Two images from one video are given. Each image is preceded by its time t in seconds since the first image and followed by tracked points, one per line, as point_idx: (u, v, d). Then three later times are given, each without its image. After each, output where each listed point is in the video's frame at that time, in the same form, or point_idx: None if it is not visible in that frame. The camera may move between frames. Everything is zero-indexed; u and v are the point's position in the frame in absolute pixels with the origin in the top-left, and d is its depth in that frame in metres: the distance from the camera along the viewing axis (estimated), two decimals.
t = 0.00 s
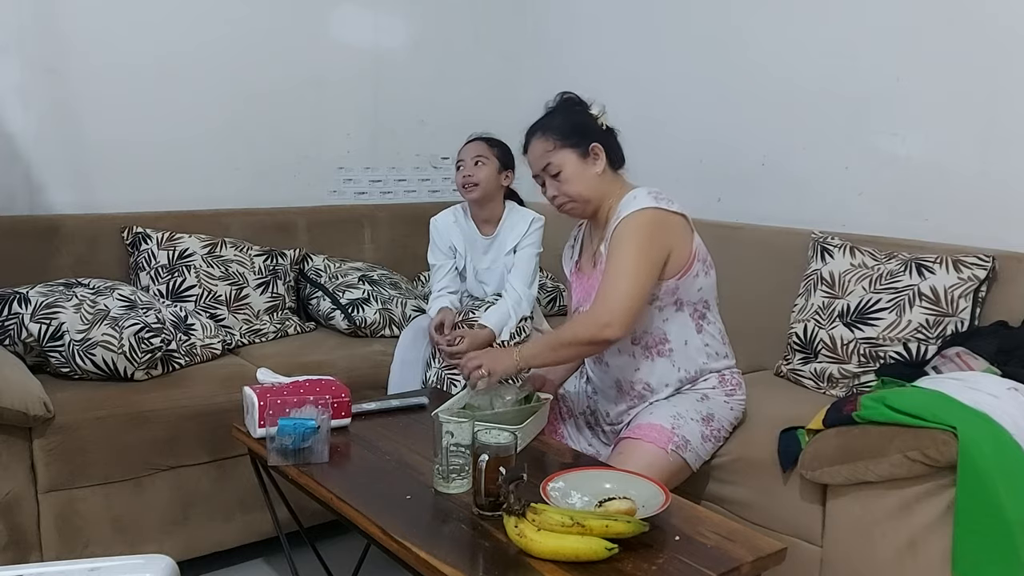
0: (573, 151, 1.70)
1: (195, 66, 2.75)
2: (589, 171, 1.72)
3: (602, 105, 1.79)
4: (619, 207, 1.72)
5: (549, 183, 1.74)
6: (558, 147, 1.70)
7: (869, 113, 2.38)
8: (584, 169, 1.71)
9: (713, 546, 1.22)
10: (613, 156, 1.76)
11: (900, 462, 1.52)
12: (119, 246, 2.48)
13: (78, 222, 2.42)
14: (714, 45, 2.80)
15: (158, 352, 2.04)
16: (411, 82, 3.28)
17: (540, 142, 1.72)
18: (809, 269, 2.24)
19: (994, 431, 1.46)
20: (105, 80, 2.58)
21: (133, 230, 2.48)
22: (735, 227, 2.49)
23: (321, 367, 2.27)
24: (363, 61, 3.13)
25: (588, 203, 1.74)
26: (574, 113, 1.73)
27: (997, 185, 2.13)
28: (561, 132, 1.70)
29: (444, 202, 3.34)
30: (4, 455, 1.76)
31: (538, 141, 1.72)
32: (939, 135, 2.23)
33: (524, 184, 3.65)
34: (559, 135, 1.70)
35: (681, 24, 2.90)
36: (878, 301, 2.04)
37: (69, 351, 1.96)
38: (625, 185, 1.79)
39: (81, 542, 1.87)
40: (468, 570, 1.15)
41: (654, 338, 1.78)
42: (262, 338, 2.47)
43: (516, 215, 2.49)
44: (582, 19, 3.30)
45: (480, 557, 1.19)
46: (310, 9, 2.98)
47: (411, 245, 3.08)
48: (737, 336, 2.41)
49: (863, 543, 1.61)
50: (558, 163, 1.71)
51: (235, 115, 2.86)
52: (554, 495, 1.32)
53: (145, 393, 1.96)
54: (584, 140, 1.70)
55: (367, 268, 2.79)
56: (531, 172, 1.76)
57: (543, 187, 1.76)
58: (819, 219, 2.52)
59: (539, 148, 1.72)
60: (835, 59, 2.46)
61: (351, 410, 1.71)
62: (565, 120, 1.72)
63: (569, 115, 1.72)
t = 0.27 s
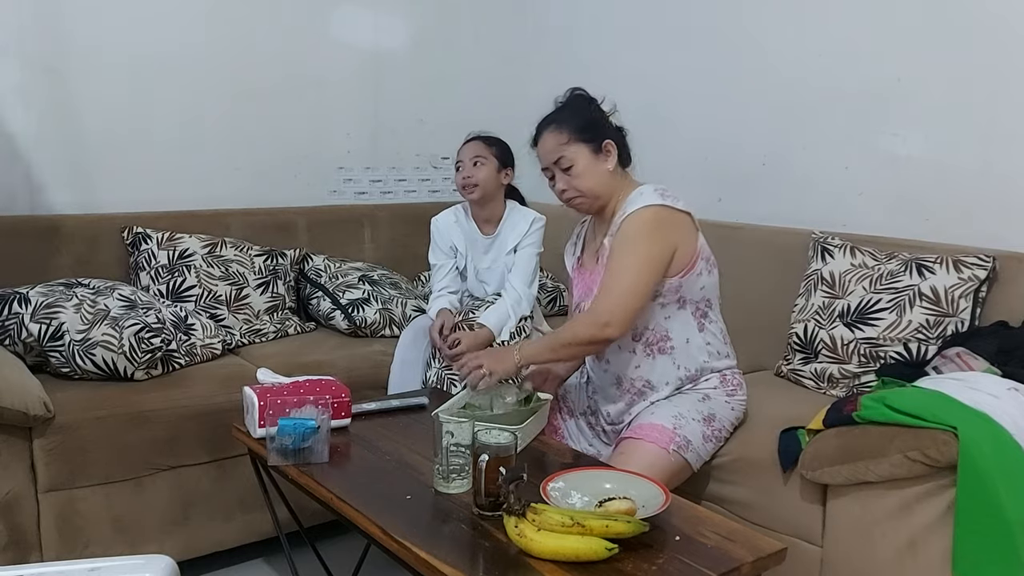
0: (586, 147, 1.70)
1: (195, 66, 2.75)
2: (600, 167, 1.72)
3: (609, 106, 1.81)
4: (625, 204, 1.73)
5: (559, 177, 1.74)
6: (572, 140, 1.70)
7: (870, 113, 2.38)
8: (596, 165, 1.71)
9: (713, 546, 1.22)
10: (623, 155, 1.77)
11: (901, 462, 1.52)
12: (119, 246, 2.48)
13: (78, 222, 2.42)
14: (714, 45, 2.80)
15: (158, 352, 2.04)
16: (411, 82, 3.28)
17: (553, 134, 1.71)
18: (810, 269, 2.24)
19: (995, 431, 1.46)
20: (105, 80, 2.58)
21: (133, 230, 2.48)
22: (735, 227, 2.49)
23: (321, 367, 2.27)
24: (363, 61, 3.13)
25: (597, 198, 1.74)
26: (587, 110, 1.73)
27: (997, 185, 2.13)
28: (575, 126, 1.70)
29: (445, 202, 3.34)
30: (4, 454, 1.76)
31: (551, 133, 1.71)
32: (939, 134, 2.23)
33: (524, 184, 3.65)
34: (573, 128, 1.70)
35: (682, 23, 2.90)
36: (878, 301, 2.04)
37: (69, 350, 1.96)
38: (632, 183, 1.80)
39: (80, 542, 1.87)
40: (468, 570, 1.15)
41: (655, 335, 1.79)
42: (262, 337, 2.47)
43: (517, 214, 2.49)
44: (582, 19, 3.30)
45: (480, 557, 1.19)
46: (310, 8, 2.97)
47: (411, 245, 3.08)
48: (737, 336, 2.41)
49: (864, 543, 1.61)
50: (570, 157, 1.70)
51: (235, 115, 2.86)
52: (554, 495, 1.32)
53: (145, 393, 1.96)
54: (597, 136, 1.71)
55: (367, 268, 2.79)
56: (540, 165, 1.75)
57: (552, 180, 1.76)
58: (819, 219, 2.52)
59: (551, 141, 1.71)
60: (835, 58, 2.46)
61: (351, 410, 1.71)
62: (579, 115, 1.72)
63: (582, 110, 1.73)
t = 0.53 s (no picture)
0: (601, 141, 1.71)
1: (195, 66, 2.75)
2: (614, 162, 1.73)
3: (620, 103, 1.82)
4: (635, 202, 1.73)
5: (572, 170, 1.74)
6: (588, 136, 1.70)
7: (871, 113, 2.37)
8: (610, 160, 1.72)
9: (713, 546, 1.22)
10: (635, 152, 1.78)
11: (901, 463, 1.52)
12: (119, 246, 2.48)
13: (78, 222, 2.42)
14: (714, 45, 2.80)
15: (159, 352, 2.04)
16: (411, 82, 3.28)
17: (568, 128, 1.71)
18: (810, 269, 2.23)
19: (995, 431, 1.46)
20: (106, 80, 2.58)
21: (133, 230, 2.48)
22: (736, 227, 2.48)
23: (322, 367, 2.27)
24: (363, 61, 3.13)
25: (609, 194, 1.75)
26: (601, 105, 1.74)
27: (998, 185, 2.13)
28: (590, 121, 1.70)
29: (445, 202, 3.34)
30: (4, 455, 1.76)
31: (566, 126, 1.71)
32: (940, 134, 2.23)
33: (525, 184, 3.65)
34: (589, 124, 1.70)
35: (682, 23, 2.90)
36: (879, 301, 2.04)
37: (70, 351, 1.96)
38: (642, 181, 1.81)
39: (81, 543, 1.87)
40: (468, 570, 1.15)
41: (661, 332, 1.80)
42: (262, 338, 2.47)
43: (519, 215, 2.49)
44: (582, 20, 3.30)
45: (481, 557, 1.19)
46: (310, 9, 2.97)
47: (411, 245, 3.08)
48: (737, 336, 2.41)
49: (864, 544, 1.61)
50: (585, 151, 1.71)
51: (235, 115, 2.86)
52: (554, 495, 1.32)
53: (146, 394, 1.96)
54: (611, 132, 1.71)
55: (368, 268, 2.79)
56: (552, 159, 1.75)
57: (563, 174, 1.76)
58: (820, 219, 2.52)
59: (565, 135, 1.71)
60: (835, 58, 2.46)
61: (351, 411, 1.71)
62: (594, 110, 1.72)
63: (596, 105, 1.73)
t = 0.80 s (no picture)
0: (607, 142, 1.70)
1: (196, 67, 2.75)
2: (619, 163, 1.73)
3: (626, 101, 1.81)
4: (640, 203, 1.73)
5: (577, 170, 1.73)
6: (595, 135, 1.70)
7: (871, 113, 2.37)
8: (615, 161, 1.72)
9: (713, 547, 1.22)
10: (641, 152, 1.77)
11: (901, 463, 1.52)
12: (119, 246, 2.48)
13: (78, 223, 2.42)
14: (714, 46, 2.80)
15: (158, 352, 2.04)
16: (411, 83, 3.28)
17: (575, 127, 1.70)
18: (810, 270, 2.24)
19: (995, 432, 1.46)
20: (105, 80, 2.58)
21: (133, 231, 2.48)
22: (735, 227, 2.49)
23: (321, 367, 2.27)
24: (363, 61, 3.13)
25: (613, 194, 1.75)
26: (608, 104, 1.73)
27: (998, 185, 2.13)
28: (597, 121, 1.69)
29: (445, 202, 3.34)
30: (4, 455, 1.76)
31: (572, 125, 1.71)
32: (939, 134, 2.23)
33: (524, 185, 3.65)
34: (596, 123, 1.69)
35: (682, 23, 2.90)
36: (878, 301, 2.04)
37: (70, 351, 1.96)
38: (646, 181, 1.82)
39: (81, 543, 1.87)
40: (469, 570, 1.15)
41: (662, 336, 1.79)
42: (262, 338, 2.47)
43: (520, 215, 2.49)
44: (582, 20, 3.30)
45: (481, 557, 1.19)
46: (310, 9, 2.97)
47: (411, 245, 3.08)
48: (737, 336, 2.41)
49: (864, 544, 1.61)
50: (590, 152, 1.70)
51: (235, 116, 2.86)
52: (554, 495, 1.32)
53: (146, 394, 1.96)
54: (617, 132, 1.71)
55: (368, 268, 2.80)
56: (558, 157, 1.74)
57: (568, 173, 1.75)
58: (820, 219, 2.52)
59: (571, 134, 1.71)
60: (835, 58, 2.46)
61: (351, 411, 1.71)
62: (602, 109, 1.71)
63: (604, 104, 1.72)
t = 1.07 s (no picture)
0: (609, 144, 1.70)
1: (196, 67, 2.75)
2: (620, 165, 1.73)
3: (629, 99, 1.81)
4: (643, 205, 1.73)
5: (578, 172, 1.73)
6: (596, 138, 1.69)
7: (871, 113, 2.38)
8: (616, 164, 1.72)
9: (713, 547, 1.22)
10: (642, 152, 1.77)
11: (901, 463, 1.52)
12: (119, 247, 2.48)
13: (78, 223, 2.42)
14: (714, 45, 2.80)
15: (158, 353, 2.04)
16: (411, 83, 3.28)
17: (575, 129, 1.70)
18: (810, 270, 2.24)
19: (995, 432, 1.46)
20: (105, 80, 2.58)
21: (133, 231, 2.48)
22: (735, 228, 2.49)
23: (321, 368, 2.27)
24: (363, 61, 3.13)
25: (614, 196, 1.75)
26: (609, 105, 1.72)
27: (998, 185, 2.13)
28: (599, 123, 1.69)
29: (445, 203, 3.34)
30: (4, 455, 1.76)
31: (574, 127, 1.70)
32: (939, 133, 2.23)
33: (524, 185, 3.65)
34: (597, 125, 1.69)
35: (682, 24, 2.90)
36: (878, 302, 2.04)
37: (70, 351, 1.96)
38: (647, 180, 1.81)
39: (81, 543, 1.87)
40: (469, 570, 1.16)
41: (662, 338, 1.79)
42: (262, 338, 2.47)
43: (520, 215, 2.48)
44: (582, 20, 3.30)
45: (480, 558, 1.19)
46: (310, 9, 2.97)
47: (411, 245, 3.08)
48: (737, 336, 2.41)
49: (864, 544, 1.61)
50: (592, 154, 1.70)
51: (235, 116, 2.86)
52: (554, 496, 1.32)
53: (146, 394, 1.96)
54: (619, 134, 1.71)
55: (367, 269, 2.80)
56: (558, 160, 1.74)
57: (569, 175, 1.75)
58: (820, 220, 2.52)
59: (573, 136, 1.70)
60: (834, 58, 2.46)
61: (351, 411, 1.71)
62: (603, 111, 1.70)
63: (604, 105, 1.71)
